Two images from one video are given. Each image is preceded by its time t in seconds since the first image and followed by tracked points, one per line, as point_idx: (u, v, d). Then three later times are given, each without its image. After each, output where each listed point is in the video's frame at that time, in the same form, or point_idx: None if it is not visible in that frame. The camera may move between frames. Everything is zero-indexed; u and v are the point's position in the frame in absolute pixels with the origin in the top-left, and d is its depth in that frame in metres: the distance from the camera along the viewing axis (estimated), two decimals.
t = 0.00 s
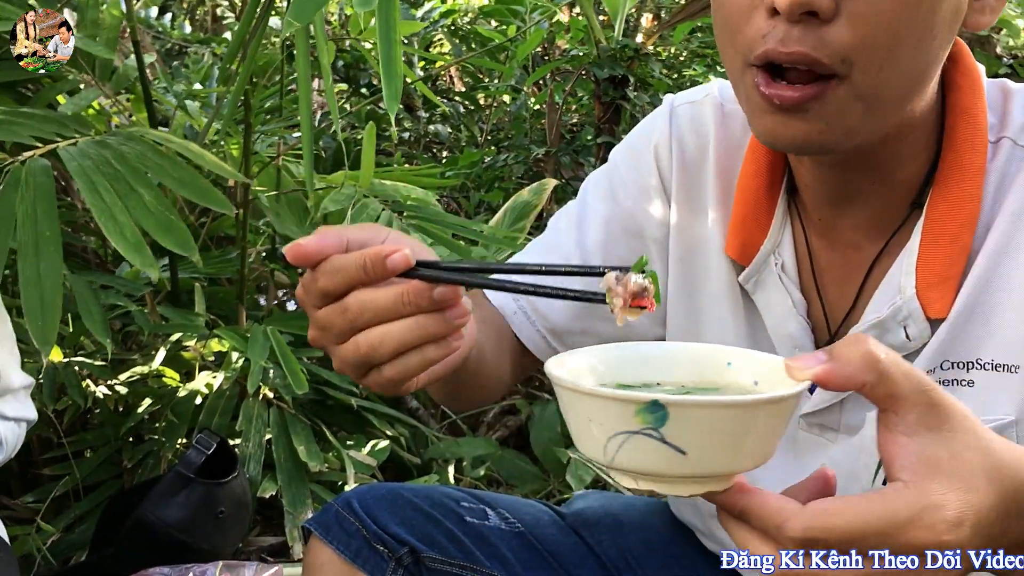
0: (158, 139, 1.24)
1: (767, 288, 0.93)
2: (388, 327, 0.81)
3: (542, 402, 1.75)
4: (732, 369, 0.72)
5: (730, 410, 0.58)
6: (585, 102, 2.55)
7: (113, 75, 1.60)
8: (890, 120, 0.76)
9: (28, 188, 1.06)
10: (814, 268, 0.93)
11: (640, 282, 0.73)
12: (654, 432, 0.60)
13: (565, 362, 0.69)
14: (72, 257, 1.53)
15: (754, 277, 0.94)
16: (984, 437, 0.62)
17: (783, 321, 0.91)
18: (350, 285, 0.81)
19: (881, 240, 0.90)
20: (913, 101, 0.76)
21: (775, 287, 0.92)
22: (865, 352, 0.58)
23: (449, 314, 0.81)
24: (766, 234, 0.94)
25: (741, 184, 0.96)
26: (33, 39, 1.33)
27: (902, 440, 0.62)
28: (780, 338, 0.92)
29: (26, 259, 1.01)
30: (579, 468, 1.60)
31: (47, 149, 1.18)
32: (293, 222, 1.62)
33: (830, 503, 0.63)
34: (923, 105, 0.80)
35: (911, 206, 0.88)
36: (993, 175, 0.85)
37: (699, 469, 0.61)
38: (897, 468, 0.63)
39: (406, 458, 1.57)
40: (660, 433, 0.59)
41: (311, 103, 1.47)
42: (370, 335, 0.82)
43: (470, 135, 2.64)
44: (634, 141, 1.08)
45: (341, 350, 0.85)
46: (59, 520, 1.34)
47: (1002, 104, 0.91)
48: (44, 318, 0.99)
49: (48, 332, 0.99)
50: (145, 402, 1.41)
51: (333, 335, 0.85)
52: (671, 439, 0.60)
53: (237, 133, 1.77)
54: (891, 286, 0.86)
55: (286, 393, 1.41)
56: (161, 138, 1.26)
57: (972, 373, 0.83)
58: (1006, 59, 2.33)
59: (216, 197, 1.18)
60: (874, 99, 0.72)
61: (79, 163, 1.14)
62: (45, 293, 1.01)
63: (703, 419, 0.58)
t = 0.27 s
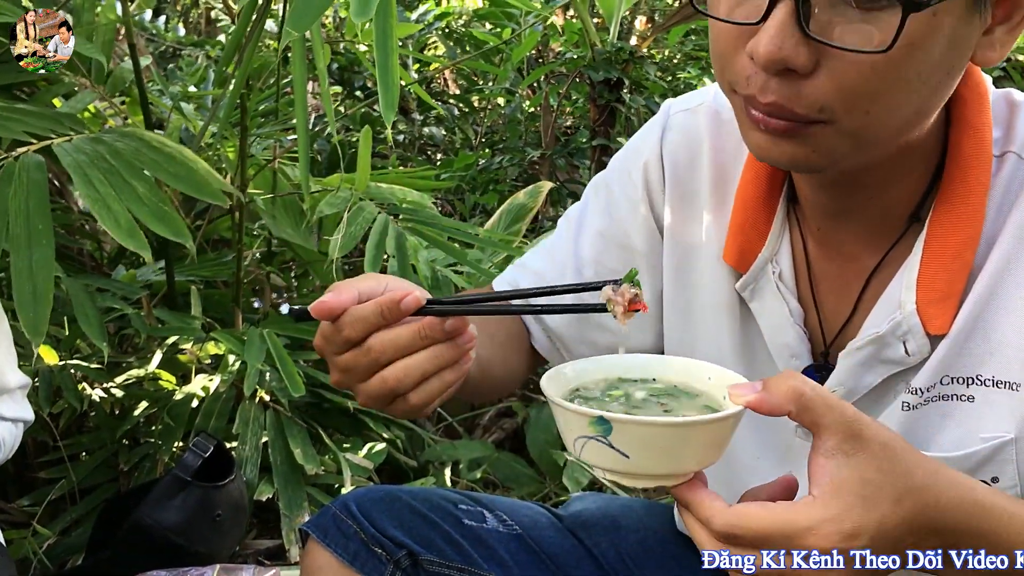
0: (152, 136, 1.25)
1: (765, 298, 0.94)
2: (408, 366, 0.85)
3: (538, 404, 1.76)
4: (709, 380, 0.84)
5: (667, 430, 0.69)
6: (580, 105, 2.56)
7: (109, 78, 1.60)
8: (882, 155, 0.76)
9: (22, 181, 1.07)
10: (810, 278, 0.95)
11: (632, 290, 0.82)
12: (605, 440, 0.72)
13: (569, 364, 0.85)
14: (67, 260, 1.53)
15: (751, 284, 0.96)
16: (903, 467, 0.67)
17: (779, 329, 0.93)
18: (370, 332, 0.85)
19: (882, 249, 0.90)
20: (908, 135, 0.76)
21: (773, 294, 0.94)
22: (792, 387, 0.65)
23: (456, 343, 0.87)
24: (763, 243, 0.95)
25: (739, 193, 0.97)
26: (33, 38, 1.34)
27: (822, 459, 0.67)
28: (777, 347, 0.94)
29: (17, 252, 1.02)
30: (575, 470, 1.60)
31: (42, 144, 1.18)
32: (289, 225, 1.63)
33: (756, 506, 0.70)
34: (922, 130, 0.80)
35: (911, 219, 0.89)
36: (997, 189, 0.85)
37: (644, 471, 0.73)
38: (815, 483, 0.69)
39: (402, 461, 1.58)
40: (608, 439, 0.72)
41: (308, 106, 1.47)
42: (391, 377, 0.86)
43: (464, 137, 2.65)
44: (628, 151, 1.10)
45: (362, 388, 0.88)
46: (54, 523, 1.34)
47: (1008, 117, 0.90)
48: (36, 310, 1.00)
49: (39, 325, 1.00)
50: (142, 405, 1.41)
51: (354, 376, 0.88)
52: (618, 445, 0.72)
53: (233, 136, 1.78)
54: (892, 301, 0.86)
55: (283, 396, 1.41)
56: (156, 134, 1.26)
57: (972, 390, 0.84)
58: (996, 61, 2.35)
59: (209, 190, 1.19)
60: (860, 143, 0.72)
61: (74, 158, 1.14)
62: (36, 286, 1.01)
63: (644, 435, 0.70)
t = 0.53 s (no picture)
0: (144, 146, 1.24)
1: (752, 310, 0.96)
2: (428, 324, 0.84)
3: (531, 411, 1.76)
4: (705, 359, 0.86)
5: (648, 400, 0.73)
6: (572, 111, 2.57)
7: (100, 87, 1.60)
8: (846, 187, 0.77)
9: (13, 191, 1.07)
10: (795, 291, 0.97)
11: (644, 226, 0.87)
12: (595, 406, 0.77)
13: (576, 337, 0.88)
14: (58, 269, 1.52)
15: (737, 298, 0.97)
16: (869, 454, 0.70)
17: (767, 343, 0.95)
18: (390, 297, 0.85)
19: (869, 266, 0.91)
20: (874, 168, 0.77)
21: (760, 308, 0.95)
22: (767, 371, 0.68)
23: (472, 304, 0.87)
24: (749, 258, 0.97)
25: (725, 210, 0.99)
26: (33, 38, 1.31)
27: (792, 439, 0.71)
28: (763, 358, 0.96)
29: (6, 264, 1.02)
30: (568, 477, 1.61)
31: (32, 155, 1.18)
32: (281, 232, 1.63)
33: (729, 476, 0.73)
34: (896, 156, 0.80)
35: (896, 238, 0.89)
36: (982, 207, 0.86)
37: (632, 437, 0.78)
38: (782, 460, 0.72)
39: (395, 468, 1.58)
40: (597, 406, 0.76)
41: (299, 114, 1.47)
42: (414, 339, 0.85)
43: (457, 144, 2.66)
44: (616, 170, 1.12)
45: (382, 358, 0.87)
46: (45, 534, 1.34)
47: (995, 131, 0.91)
48: (23, 324, 1.00)
49: (26, 338, 1.00)
50: (134, 414, 1.40)
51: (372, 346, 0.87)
52: (606, 411, 0.77)
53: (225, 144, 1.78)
54: (878, 318, 0.87)
55: (275, 404, 1.40)
56: (147, 144, 1.26)
57: (960, 406, 0.85)
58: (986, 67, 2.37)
59: (198, 201, 1.19)
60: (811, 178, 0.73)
61: (65, 170, 1.13)
62: (25, 299, 1.01)
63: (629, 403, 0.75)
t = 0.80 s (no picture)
0: (134, 162, 1.25)
1: (740, 327, 0.99)
2: (435, 274, 0.83)
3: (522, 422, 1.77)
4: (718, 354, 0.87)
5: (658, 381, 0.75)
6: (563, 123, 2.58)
7: (90, 103, 1.60)
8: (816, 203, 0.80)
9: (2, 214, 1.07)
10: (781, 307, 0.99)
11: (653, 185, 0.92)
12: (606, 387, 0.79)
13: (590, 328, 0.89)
14: (49, 284, 1.52)
15: (726, 316, 1.00)
16: (868, 446, 0.72)
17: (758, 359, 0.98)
18: (398, 246, 0.84)
19: (852, 282, 0.93)
20: (844, 184, 0.80)
21: (750, 325, 0.98)
22: (773, 360, 0.70)
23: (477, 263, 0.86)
24: (737, 276, 0.98)
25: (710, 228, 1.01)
26: (33, 38, 1.30)
27: (792, 429, 0.72)
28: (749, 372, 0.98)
29: None
30: (560, 489, 1.61)
31: (22, 172, 1.18)
32: (272, 246, 1.63)
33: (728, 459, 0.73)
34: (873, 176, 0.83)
35: (879, 256, 0.91)
36: (968, 223, 0.88)
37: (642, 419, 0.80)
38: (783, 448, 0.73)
39: (387, 481, 1.58)
40: (607, 386, 0.79)
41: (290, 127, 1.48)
42: (420, 288, 0.83)
43: (448, 155, 2.67)
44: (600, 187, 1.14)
45: (386, 312, 0.85)
46: (36, 549, 1.33)
47: (980, 147, 0.92)
48: (12, 350, 1.01)
49: (15, 363, 1.01)
50: (125, 428, 1.40)
51: (375, 300, 0.85)
52: (615, 392, 0.79)
53: (216, 158, 1.79)
54: (866, 336, 0.88)
55: (266, 417, 1.41)
56: (137, 161, 1.26)
57: (948, 422, 0.87)
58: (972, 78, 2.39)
59: (191, 226, 1.20)
60: (777, 193, 0.77)
61: (54, 191, 1.14)
62: (14, 324, 1.02)
63: (638, 383, 0.77)
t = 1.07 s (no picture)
0: (127, 174, 1.25)
1: (736, 340, 1.01)
2: (455, 255, 0.83)
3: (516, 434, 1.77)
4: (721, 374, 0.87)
5: (655, 403, 0.76)
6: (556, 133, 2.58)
7: (84, 115, 1.61)
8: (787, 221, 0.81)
9: None
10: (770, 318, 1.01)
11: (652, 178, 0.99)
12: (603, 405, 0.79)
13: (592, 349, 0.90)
14: (41, 296, 1.52)
15: (719, 327, 1.01)
16: (857, 471, 0.73)
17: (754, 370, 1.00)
18: (416, 231, 0.85)
19: (834, 291, 0.95)
20: (816, 205, 0.81)
21: (746, 339, 1.00)
22: (764, 385, 0.73)
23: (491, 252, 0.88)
24: (731, 288, 0.99)
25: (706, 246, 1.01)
26: (34, 39, 1.43)
27: (783, 452, 0.74)
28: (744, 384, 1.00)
29: None
30: (554, 500, 1.61)
31: (14, 184, 1.18)
32: (266, 257, 1.63)
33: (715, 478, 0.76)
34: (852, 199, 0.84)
35: (861, 269, 0.93)
36: (960, 240, 0.89)
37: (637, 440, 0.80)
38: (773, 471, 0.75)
39: (382, 492, 1.58)
40: (605, 405, 0.80)
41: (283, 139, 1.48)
42: (440, 268, 0.83)
43: (441, 165, 2.67)
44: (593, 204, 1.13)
45: (402, 296, 0.85)
46: (29, 563, 1.33)
47: (973, 165, 0.93)
48: None
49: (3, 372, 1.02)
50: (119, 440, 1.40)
51: (389, 285, 0.85)
52: (612, 412, 0.80)
53: (210, 170, 1.79)
54: (858, 354, 0.89)
55: (260, 429, 1.41)
56: (130, 172, 1.27)
57: (939, 441, 0.88)
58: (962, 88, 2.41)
59: (182, 237, 1.18)
60: (744, 207, 0.78)
61: (46, 203, 1.13)
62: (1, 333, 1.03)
63: (636, 405, 0.77)
